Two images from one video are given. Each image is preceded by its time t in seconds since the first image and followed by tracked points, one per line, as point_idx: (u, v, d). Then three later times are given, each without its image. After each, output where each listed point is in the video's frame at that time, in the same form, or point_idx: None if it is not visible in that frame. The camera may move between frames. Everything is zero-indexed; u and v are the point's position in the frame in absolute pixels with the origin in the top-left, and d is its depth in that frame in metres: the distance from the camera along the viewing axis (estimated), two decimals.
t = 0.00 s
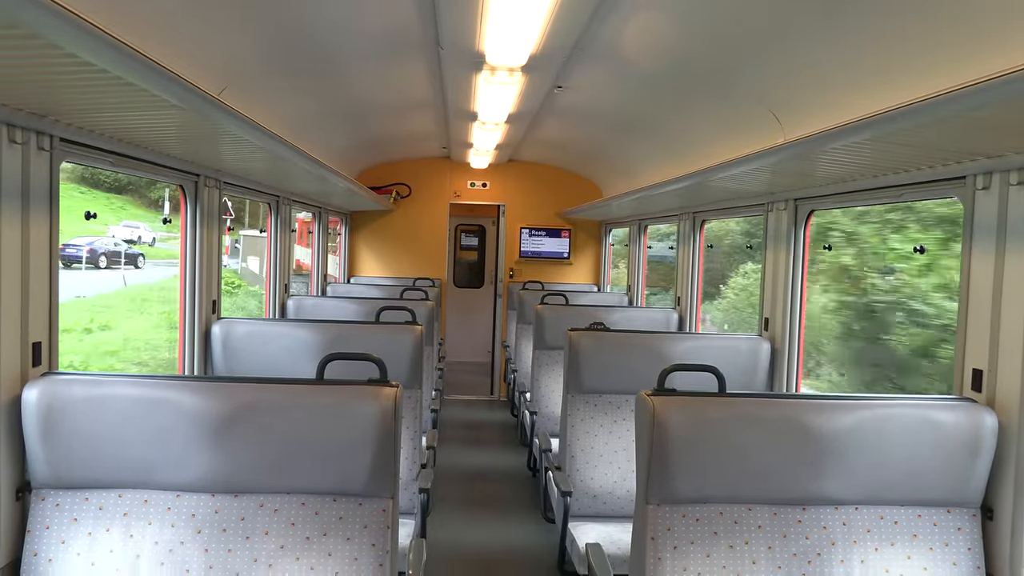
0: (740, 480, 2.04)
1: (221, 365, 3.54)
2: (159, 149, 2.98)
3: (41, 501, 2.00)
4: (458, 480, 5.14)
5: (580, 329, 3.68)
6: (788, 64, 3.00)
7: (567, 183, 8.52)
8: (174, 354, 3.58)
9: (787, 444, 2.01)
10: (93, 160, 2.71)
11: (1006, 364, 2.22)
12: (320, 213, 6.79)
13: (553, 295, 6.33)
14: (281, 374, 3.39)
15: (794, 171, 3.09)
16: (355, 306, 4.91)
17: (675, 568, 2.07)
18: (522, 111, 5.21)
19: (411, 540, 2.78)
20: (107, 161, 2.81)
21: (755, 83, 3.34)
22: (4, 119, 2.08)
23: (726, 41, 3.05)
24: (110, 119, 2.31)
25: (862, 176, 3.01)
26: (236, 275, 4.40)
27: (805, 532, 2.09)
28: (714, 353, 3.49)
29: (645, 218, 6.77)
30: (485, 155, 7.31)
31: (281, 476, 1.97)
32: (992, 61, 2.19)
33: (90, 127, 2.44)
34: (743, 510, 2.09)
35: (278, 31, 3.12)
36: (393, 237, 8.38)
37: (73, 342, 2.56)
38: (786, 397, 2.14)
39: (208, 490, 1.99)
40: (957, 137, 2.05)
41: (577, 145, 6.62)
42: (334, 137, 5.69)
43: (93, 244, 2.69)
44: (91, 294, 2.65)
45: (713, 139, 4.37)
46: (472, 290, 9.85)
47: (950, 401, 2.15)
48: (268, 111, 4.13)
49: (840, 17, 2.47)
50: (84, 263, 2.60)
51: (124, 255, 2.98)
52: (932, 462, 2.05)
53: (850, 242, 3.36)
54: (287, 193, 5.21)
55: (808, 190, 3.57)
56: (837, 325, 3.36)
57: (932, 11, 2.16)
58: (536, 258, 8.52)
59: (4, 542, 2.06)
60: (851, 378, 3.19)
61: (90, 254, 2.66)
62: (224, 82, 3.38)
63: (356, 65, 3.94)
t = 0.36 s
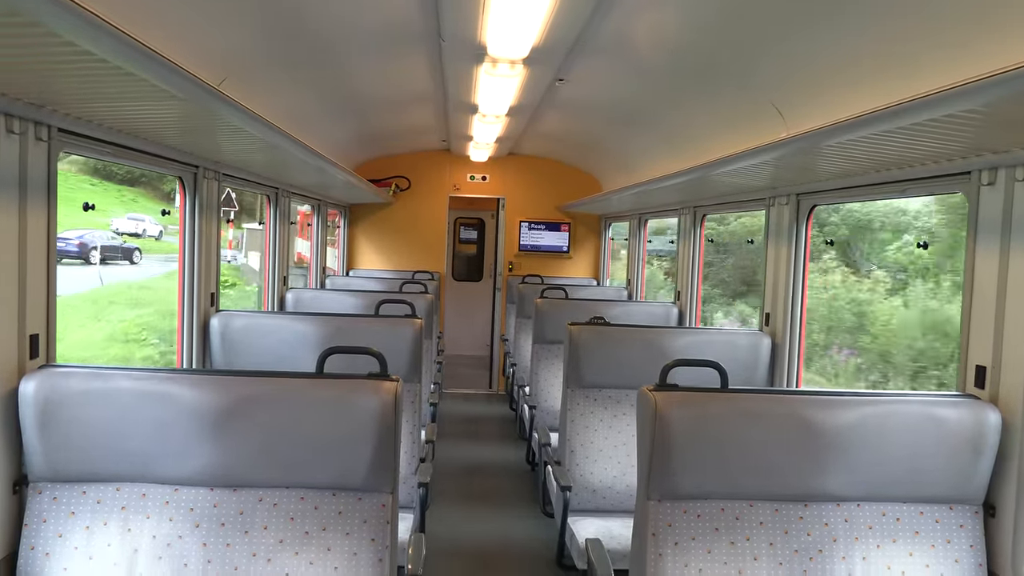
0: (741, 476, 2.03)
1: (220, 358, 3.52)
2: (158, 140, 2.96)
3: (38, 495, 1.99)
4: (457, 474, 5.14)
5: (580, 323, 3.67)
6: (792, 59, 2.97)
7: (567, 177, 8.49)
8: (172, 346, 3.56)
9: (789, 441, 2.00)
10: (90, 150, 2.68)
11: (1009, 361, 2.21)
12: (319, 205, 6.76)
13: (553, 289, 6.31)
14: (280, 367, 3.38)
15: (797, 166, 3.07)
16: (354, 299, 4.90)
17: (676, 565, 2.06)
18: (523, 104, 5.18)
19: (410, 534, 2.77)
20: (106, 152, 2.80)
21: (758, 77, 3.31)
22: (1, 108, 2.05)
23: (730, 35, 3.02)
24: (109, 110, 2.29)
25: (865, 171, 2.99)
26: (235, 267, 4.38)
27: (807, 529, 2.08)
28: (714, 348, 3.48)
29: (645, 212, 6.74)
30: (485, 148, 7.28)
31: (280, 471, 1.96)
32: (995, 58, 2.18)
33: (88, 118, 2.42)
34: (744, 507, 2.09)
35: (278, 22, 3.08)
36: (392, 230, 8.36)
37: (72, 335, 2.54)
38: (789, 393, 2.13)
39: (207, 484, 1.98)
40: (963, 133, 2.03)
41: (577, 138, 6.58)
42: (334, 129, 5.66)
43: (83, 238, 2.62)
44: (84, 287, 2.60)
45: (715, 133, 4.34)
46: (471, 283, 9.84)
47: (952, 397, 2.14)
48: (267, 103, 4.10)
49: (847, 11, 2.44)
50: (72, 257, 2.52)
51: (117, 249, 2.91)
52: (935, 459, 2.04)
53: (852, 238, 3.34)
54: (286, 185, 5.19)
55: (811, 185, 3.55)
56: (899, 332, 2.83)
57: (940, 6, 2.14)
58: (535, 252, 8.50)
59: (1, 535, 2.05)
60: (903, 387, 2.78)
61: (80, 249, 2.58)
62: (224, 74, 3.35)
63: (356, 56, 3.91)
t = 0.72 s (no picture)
0: (737, 471, 2.03)
1: (215, 353, 3.50)
2: (152, 132, 2.93)
3: (31, 489, 1.97)
4: (453, 468, 5.14)
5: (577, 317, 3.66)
6: (790, 53, 2.96)
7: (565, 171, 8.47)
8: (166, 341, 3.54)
9: (786, 436, 2.00)
10: (83, 143, 2.66)
11: (1005, 356, 2.21)
12: (315, 199, 6.73)
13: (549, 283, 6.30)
14: (276, 362, 3.36)
15: (795, 160, 3.06)
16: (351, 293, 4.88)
17: (672, 560, 2.05)
18: (520, 98, 5.15)
19: (406, 529, 2.77)
20: (99, 145, 2.77)
21: (756, 72, 3.30)
22: None
23: (728, 29, 3.01)
24: (102, 102, 2.26)
25: (863, 166, 2.99)
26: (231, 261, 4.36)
27: (803, 523, 2.08)
28: (711, 342, 3.48)
29: (642, 207, 6.73)
30: (481, 142, 7.26)
31: (275, 465, 1.95)
32: (992, 52, 2.17)
33: (81, 110, 2.39)
34: (740, 502, 2.09)
35: (273, 14, 3.06)
36: (389, 224, 8.33)
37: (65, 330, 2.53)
38: (786, 387, 2.13)
39: (201, 478, 1.97)
40: (961, 127, 2.02)
41: (574, 132, 6.56)
42: (329, 123, 5.63)
43: (68, 236, 2.52)
44: (80, 284, 2.59)
45: (712, 127, 4.33)
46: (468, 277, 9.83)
47: (949, 392, 2.14)
48: (262, 97, 4.07)
49: (846, 5, 2.43)
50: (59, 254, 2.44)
51: (108, 248, 2.88)
52: (932, 454, 2.04)
53: (850, 233, 3.33)
54: (282, 178, 5.16)
55: (808, 179, 3.54)
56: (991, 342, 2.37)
57: None
58: (532, 246, 8.48)
59: None
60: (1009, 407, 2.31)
61: (64, 247, 2.49)
62: (218, 66, 3.32)
63: (351, 49, 3.88)
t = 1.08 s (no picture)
0: (733, 466, 2.03)
1: (212, 351, 3.50)
2: (146, 131, 2.93)
3: (28, 489, 1.98)
4: (452, 465, 5.15)
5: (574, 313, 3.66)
6: (785, 48, 2.96)
7: (561, 168, 8.47)
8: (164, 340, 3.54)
9: (781, 431, 2.01)
10: (77, 143, 2.65)
11: (999, 350, 2.22)
12: (312, 197, 6.73)
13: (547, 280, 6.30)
14: (273, 361, 3.36)
15: (790, 155, 3.06)
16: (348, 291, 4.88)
17: (668, 555, 2.06)
18: (515, 95, 5.15)
19: (404, 526, 2.78)
20: (93, 145, 2.77)
21: (751, 67, 3.30)
22: None
23: (722, 24, 3.01)
24: (96, 102, 2.26)
25: (858, 161, 2.99)
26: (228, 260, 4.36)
27: (799, 518, 2.09)
28: (707, 338, 3.48)
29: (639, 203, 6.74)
30: (478, 139, 7.25)
31: (271, 463, 1.95)
32: (984, 46, 2.18)
33: (75, 110, 2.39)
34: (736, 497, 2.09)
35: (267, 12, 3.05)
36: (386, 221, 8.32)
37: (61, 331, 2.53)
38: (782, 382, 2.14)
39: (197, 477, 1.97)
40: (954, 122, 2.03)
41: (571, 128, 6.55)
42: (325, 121, 5.62)
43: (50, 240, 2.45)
44: (75, 284, 2.60)
45: (708, 123, 4.33)
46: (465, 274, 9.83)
47: (944, 386, 2.15)
48: (258, 95, 4.06)
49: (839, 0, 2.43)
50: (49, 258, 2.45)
51: (99, 251, 2.89)
52: (928, 448, 2.05)
53: (846, 228, 3.33)
54: (278, 176, 5.15)
55: (804, 174, 3.55)
56: None
57: None
58: (530, 243, 8.48)
59: None
60: None
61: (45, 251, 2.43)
62: (213, 65, 3.31)
63: (347, 47, 3.88)
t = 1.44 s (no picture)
0: (732, 464, 2.04)
1: (213, 349, 3.51)
2: (147, 130, 2.93)
3: (30, 487, 1.99)
4: (452, 463, 5.16)
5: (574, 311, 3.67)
6: (785, 47, 2.96)
7: (561, 166, 8.47)
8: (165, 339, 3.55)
9: (780, 429, 2.01)
10: (78, 141, 2.66)
11: (998, 348, 2.23)
12: (313, 196, 6.73)
13: (547, 279, 6.31)
14: (274, 359, 3.37)
15: (789, 154, 3.06)
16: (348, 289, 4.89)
17: (667, 552, 2.06)
18: (516, 93, 5.15)
19: (404, 524, 2.78)
20: (95, 144, 2.78)
21: (751, 66, 3.30)
22: None
23: (722, 23, 3.01)
24: (97, 100, 2.27)
25: (857, 159, 2.99)
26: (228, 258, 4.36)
27: (798, 515, 2.10)
28: (707, 337, 3.49)
29: (639, 201, 6.75)
30: (478, 137, 7.26)
31: (271, 461, 1.96)
32: (982, 45, 2.18)
33: (77, 109, 2.40)
34: (735, 494, 2.10)
35: (267, 10, 3.05)
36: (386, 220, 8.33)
37: (64, 329, 2.54)
38: (781, 380, 2.14)
39: (198, 475, 1.98)
40: (953, 120, 2.03)
41: (571, 127, 6.56)
42: (325, 120, 5.63)
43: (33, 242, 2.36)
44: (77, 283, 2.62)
45: (708, 121, 4.33)
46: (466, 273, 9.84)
47: (943, 384, 2.15)
48: (258, 94, 4.06)
49: None
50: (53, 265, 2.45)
51: (87, 252, 2.72)
52: (926, 446, 2.06)
53: (846, 226, 3.33)
54: (279, 175, 5.16)
55: (804, 172, 3.55)
56: None
57: None
58: (530, 241, 8.48)
59: None
60: None
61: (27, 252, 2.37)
62: (214, 64, 3.31)
63: (347, 46, 3.88)
